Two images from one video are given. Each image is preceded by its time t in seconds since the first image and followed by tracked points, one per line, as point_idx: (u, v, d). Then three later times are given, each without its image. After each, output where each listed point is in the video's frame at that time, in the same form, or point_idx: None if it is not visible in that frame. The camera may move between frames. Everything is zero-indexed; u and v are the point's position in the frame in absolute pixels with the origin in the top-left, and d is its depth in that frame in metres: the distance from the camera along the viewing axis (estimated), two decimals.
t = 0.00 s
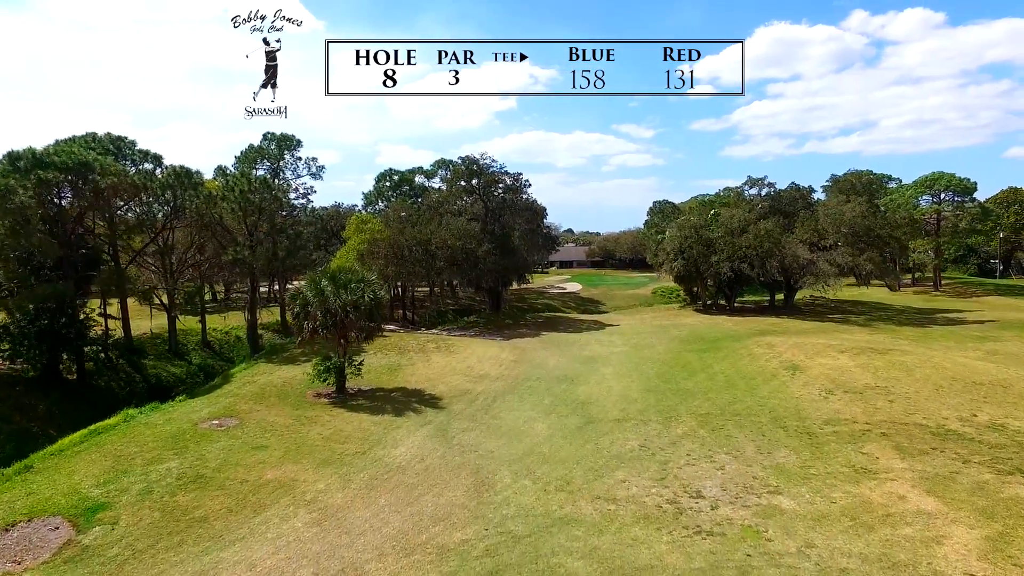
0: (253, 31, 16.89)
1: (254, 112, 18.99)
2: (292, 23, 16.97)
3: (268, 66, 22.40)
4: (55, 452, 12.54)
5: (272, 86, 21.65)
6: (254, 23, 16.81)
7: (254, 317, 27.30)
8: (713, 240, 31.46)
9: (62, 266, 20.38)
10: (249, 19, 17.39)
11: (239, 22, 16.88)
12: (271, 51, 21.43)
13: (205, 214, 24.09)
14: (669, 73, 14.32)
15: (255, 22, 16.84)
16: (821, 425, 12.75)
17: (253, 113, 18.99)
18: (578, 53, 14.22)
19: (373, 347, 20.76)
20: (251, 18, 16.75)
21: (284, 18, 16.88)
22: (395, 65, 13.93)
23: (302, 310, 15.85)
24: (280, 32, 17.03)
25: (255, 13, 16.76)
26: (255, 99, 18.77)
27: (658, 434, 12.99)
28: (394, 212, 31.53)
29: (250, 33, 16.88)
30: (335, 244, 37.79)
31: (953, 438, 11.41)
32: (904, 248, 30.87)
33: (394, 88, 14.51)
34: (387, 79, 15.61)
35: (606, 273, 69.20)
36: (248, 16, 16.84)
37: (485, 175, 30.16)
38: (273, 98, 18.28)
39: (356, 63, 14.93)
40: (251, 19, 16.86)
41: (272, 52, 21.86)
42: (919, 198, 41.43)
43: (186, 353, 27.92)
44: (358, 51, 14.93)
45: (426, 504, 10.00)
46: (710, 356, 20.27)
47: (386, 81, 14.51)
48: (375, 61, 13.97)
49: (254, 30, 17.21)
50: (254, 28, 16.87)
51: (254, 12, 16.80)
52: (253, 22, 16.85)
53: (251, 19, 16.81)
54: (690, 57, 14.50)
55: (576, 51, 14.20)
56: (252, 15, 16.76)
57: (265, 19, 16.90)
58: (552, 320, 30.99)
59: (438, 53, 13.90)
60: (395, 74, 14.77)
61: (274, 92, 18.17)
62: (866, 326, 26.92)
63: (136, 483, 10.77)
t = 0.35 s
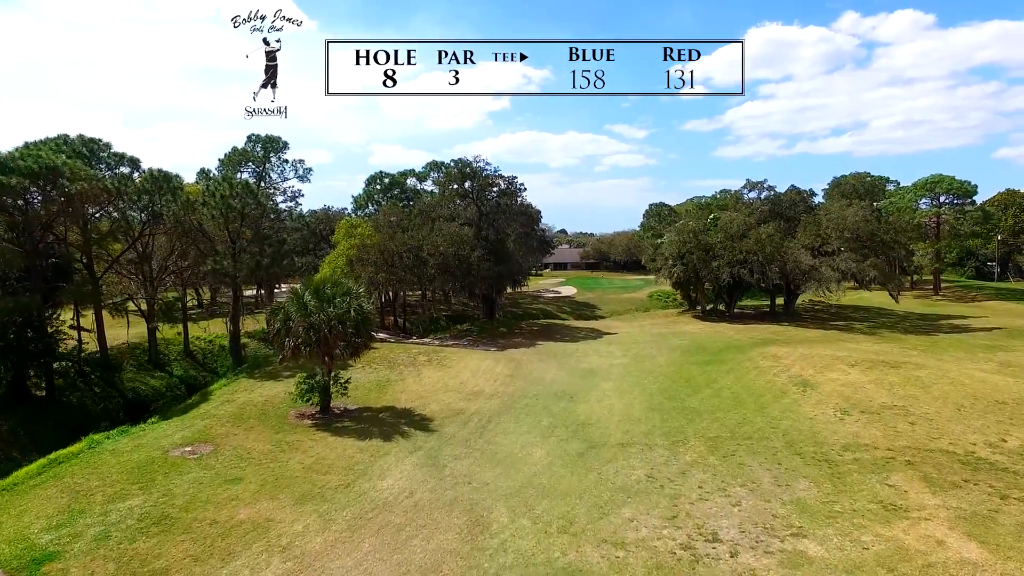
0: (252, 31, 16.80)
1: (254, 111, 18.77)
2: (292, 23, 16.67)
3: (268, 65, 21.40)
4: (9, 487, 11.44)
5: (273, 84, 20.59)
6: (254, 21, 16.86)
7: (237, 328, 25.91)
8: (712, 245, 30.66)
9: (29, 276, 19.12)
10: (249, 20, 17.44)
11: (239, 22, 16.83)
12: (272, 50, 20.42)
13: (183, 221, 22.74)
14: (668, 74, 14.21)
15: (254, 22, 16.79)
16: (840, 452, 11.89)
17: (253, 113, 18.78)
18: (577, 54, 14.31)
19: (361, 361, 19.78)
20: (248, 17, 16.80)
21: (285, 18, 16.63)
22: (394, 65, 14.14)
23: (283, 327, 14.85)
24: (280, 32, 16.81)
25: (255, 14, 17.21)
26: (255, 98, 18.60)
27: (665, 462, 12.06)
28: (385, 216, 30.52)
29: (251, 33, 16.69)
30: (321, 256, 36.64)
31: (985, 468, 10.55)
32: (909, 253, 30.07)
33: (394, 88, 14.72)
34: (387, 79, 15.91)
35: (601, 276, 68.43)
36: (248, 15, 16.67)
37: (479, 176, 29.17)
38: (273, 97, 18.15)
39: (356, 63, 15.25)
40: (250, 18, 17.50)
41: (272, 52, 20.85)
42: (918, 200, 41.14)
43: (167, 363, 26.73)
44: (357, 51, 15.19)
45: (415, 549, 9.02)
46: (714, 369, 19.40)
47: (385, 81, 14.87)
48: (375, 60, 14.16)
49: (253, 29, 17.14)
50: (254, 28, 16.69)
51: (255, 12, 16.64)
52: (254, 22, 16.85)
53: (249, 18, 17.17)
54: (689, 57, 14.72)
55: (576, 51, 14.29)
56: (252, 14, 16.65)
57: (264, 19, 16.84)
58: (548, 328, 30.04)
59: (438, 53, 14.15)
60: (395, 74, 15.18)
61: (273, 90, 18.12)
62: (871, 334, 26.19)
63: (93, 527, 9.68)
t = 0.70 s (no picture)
0: (252, 31, 15.80)
1: (255, 112, 16.69)
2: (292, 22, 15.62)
3: (268, 65, 20.31)
4: None
5: (274, 84, 19.44)
6: (254, 21, 15.83)
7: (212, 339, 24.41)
8: (708, 251, 29.89)
9: None
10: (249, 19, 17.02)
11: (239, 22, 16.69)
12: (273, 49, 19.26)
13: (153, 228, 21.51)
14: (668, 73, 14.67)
15: (255, 23, 16.66)
16: (858, 482, 11.04)
17: (252, 114, 16.70)
18: (577, 53, 14.52)
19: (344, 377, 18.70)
20: (249, 16, 15.64)
21: (285, 18, 15.62)
22: (395, 64, 14.24)
23: (257, 346, 13.71)
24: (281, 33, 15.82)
25: (253, 13, 16.27)
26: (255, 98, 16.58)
27: (671, 494, 11.13)
28: (370, 222, 29.38)
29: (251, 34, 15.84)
30: (306, 263, 35.46)
31: (1018, 503, 9.75)
32: (908, 258, 29.55)
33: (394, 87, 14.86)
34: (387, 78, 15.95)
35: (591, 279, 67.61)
36: (249, 15, 15.71)
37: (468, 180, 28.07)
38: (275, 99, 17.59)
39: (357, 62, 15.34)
40: (251, 19, 16.47)
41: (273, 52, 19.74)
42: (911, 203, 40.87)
43: (141, 376, 25.38)
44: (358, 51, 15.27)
45: None
46: (715, 383, 18.57)
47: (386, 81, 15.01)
48: (375, 61, 14.23)
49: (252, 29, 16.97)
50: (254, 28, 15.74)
51: (255, 11, 15.67)
52: (254, 22, 16.71)
53: (249, 17, 16.21)
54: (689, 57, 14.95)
55: (576, 51, 14.50)
56: (252, 13, 15.66)
57: (266, 19, 16.01)
58: (540, 336, 29.07)
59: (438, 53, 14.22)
60: (395, 74, 15.20)
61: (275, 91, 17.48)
62: (871, 342, 25.58)
63: None
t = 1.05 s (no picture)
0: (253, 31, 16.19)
1: (254, 111, 17.01)
2: (292, 23, 15.53)
3: (268, 66, 19.38)
4: None
5: (274, 85, 18.49)
6: (254, 22, 15.90)
7: (195, 352, 23.15)
8: (709, 257, 29.17)
9: None
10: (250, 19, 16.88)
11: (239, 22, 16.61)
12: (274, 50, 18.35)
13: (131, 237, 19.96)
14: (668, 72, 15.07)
15: (254, 22, 16.47)
16: (884, 517, 10.20)
17: (253, 113, 17.03)
18: (578, 53, 14.90)
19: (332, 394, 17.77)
20: (249, 16, 15.59)
21: (284, 18, 15.50)
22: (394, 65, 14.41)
23: (235, 367, 12.77)
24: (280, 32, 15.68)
25: (253, 14, 16.04)
26: (256, 97, 16.83)
27: (682, 531, 10.25)
28: (361, 227, 28.38)
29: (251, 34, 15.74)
30: (294, 271, 34.44)
31: None
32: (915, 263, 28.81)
33: (393, 88, 15.14)
34: (387, 79, 16.05)
35: (588, 282, 66.78)
36: (248, 15, 15.49)
37: (462, 183, 27.20)
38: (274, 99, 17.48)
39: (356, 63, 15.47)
40: (251, 19, 16.47)
41: (273, 52, 18.93)
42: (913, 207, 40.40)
43: (122, 389, 24.33)
44: (358, 51, 15.40)
45: None
46: (721, 399, 17.72)
47: (385, 80, 15.28)
48: (375, 61, 14.42)
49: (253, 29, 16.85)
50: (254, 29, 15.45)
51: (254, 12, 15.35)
52: (253, 22, 16.48)
53: (249, 17, 16.06)
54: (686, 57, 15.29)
55: (576, 51, 14.87)
56: (252, 14, 15.55)
57: (264, 19, 16.46)
58: (538, 345, 28.19)
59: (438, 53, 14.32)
60: (395, 74, 15.46)
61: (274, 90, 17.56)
62: (878, 352, 24.86)
63: None
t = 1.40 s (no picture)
0: (251, 31, 14.98)
1: (253, 112, 15.76)
2: (292, 23, 14.61)
3: (268, 65, 18.44)
4: None
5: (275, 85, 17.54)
6: (253, 22, 14.96)
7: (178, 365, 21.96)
8: (711, 264, 28.51)
9: None
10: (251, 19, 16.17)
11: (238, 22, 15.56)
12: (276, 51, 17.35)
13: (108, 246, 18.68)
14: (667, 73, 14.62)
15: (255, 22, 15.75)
16: (915, 556, 9.39)
17: (253, 114, 15.78)
18: (578, 53, 14.53)
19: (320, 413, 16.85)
20: (248, 16, 14.70)
21: (284, 17, 14.67)
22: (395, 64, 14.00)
23: (212, 392, 11.87)
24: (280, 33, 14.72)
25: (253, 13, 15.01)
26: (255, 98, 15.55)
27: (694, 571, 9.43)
28: (351, 234, 27.41)
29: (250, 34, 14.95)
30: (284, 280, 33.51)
31: None
32: (923, 269, 28.11)
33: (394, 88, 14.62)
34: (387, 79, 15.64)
35: (585, 285, 65.92)
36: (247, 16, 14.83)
37: (455, 184, 26.33)
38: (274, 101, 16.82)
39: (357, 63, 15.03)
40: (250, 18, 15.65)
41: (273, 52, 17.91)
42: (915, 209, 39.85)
43: (102, 403, 23.30)
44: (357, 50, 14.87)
45: None
46: (728, 416, 16.92)
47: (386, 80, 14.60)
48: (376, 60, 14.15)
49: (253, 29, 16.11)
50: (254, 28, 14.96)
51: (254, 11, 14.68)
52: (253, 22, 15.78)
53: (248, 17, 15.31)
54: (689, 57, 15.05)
55: (576, 51, 14.52)
56: (252, 15, 14.90)
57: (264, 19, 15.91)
58: (535, 354, 27.33)
59: (438, 52, 14.19)
60: (395, 75, 14.77)
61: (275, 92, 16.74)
62: (886, 361, 24.14)
63: None
